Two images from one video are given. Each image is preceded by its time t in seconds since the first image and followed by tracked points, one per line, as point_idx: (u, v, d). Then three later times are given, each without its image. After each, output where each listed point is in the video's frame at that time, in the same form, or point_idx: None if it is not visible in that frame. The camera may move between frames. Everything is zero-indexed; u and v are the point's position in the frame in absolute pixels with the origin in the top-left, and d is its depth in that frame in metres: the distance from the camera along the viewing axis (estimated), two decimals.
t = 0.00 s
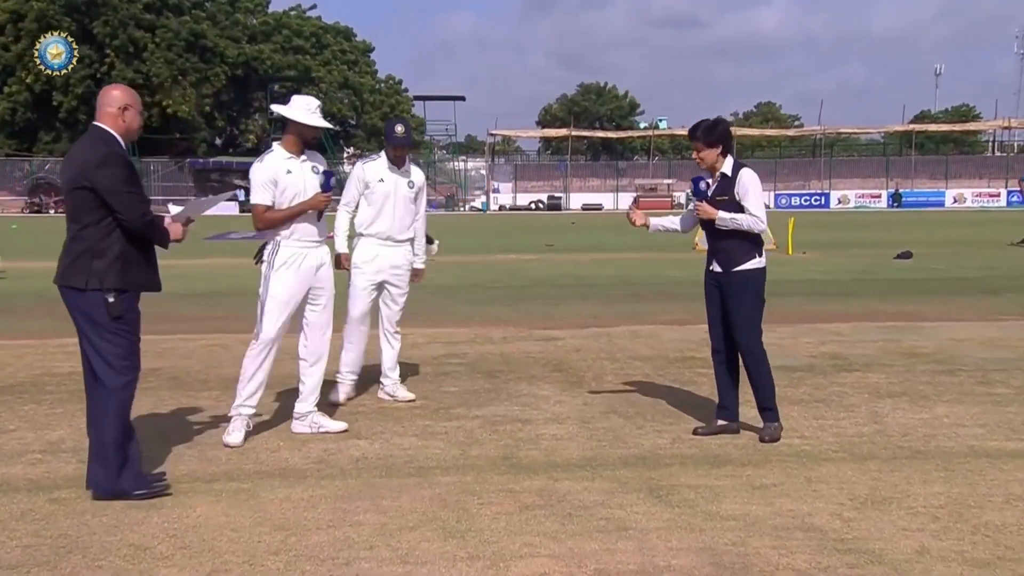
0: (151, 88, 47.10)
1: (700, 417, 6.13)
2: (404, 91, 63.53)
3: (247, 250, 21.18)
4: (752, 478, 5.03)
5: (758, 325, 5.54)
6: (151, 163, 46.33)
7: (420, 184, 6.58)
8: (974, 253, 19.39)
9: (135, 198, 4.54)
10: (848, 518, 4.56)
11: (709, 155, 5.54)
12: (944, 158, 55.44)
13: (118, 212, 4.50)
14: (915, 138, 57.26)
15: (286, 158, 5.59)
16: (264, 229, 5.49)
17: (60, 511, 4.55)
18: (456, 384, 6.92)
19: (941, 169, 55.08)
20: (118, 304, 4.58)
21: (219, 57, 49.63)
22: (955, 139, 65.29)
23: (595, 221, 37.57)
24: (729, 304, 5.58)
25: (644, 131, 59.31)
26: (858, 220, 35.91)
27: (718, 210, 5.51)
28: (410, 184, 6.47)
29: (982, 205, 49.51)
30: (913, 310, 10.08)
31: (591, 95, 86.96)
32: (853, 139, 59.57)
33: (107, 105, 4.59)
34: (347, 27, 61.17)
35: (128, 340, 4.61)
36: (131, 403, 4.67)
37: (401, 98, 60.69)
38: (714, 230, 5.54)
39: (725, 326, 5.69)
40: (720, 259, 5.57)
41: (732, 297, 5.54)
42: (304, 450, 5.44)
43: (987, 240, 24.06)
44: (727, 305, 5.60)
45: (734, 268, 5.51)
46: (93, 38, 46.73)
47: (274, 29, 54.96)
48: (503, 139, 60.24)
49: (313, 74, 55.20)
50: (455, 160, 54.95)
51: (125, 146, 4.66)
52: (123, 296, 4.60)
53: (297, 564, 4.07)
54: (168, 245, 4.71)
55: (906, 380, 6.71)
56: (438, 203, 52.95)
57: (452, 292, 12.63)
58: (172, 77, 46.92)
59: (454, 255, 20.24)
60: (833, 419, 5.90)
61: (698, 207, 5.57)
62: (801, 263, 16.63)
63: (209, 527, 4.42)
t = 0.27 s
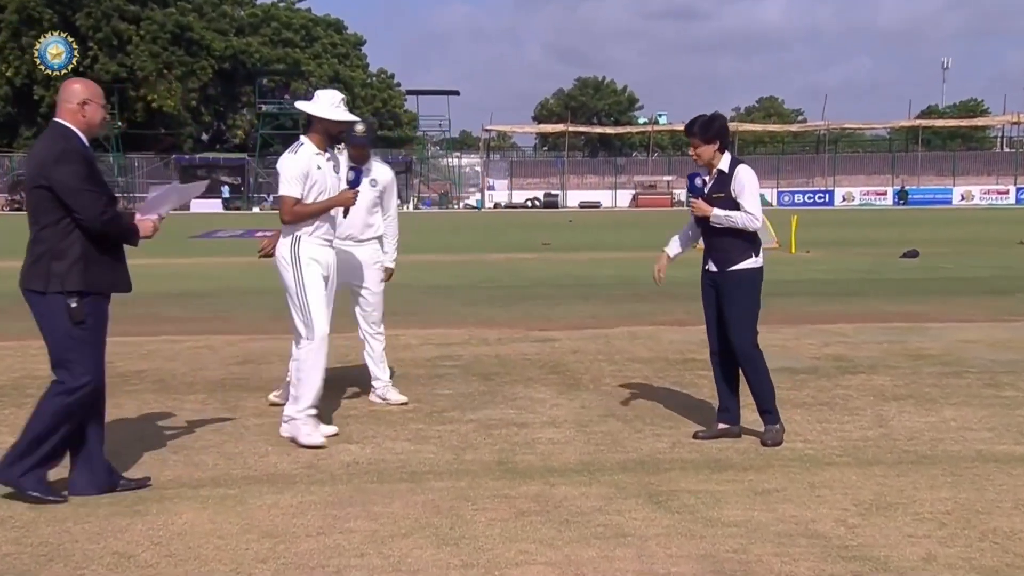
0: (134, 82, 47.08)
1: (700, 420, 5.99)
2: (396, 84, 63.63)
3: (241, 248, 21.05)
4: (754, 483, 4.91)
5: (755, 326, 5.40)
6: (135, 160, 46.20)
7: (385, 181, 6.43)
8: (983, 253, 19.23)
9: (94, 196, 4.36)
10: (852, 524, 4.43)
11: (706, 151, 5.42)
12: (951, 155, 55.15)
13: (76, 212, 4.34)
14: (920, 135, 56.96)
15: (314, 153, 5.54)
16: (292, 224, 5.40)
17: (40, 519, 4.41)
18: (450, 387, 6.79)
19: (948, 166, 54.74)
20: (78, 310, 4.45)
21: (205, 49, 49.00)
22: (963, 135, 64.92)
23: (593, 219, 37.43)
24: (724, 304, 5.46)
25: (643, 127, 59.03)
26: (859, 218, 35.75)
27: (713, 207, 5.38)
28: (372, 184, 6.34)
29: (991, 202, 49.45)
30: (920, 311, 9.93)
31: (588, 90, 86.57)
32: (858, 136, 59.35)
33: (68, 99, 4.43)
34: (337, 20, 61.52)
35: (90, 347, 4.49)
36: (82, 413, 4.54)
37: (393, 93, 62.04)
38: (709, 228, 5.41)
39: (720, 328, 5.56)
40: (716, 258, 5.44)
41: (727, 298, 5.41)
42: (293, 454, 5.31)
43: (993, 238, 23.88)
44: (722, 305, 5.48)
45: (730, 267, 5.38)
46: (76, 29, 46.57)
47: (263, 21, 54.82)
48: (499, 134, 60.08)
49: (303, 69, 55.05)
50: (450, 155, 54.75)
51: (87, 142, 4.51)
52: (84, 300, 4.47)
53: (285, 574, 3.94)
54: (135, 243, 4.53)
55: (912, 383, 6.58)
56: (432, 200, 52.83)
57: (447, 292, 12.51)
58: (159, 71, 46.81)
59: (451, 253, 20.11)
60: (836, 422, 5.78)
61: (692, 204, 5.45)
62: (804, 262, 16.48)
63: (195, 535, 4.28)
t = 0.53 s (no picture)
0: (115, 77, 47.35)
1: (694, 425, 5.88)
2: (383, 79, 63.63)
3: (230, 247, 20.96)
4: (750, 488, 4.80)
5: (747, 328, 5.28)
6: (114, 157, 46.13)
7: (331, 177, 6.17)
8: (988, 253, 19.12)
9: (39, 197, 4.20)
10: (850, 530, 4.32)
11: (705, 146, 5.31)
12: (953, 152, 55.02)
13: (18, 216, 4.18)
14: (921, 131, 56.83)
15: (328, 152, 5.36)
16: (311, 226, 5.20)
17: (13, 527, 4.28)
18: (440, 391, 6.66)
19: (950, 162, 54.76)
20: (15, 318, 4.25)
21: (187, 44, 48.98)
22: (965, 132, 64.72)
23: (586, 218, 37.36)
24: (716, 305, 5.34)
25: (637, 123, 58.96)
26: (855, 217, 35.71)
27: (709, 205, 5.26)
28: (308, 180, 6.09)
29: (993, 200, 49.25)
30: (923, 313, 9.82)
31: (581, 85, 86.40)
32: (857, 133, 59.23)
33: (16, 98, 4.29)
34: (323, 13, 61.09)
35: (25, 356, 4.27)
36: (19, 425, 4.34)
37: (382, 89, 61.62)
38: (703, 225, 5.29)
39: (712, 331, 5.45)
40: (708, 258, 5.33)
41: (719, 298, 5.29)
42: (278, 461, 5.19)
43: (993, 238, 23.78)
44: (715, 306, 5.36)
45: (722, 267, 5.27)
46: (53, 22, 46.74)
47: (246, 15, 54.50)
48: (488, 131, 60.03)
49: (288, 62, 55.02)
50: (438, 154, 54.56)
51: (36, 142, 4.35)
52: (24, 308, 4.28)
53: None
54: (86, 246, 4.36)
55: (913, 387, 6.47)
56: (420, 198, 52.74)
57: (439, 293, 12.40)
58: (138, 65, 46.96)
59: (444, 253, 20.02)
60: (835, 426, 5.67)
61: (687, 201, 5.33)
62: (802, 262, 16.39)
63: (176, 543, 4.16)
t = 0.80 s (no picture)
0: (78, 70, 47.02)
1: (685, 434, 5.70)
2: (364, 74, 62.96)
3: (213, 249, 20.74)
4: (743, 500, 4.62)
5: (739, 333, 5.10)
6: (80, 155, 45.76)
7: (271, 170, 5.97)
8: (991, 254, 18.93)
9: None
10: (847, 543, 4.14)
11: (701, 143, 5.13)
12: (955, 150, 54.83)
13: None
14: (919, 129, 56.59)
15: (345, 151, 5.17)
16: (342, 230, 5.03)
17: None
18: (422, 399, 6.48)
19: (951, 161, 54.55)
20: None
21: (157, 36, 48.29)
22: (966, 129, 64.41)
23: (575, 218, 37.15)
24: (707, 308, 5.16)
25: (627, 120, 58.61)
26: (847, 217, 35.54)
27: (704, 203, 5.08)
28: (250, 177, 5.94)
29: (995, 199, 49.24)
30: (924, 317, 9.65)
31: (568, 80, 85.76)
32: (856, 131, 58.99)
33: None
34: (298, 5, 60.11)
35: None
36: None
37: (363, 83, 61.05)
38: (697, 225, 5.11)
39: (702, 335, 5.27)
40: (698, 259, 5.15)
41: (710, 302, 5.11)
42: (251, 473, 4.99)
43: (991, 237, 23.61)
44: (705, 310, 5.18)
45: (712, 269, 5.09)
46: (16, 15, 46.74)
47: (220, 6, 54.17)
48: (473, 129, 59.74)
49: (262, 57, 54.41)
50: (420, 151, 54.09)
51: None
52: None
53: None
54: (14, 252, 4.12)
55: (912, 394, 6.30)
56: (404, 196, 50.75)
57: (425, 296, 12.21)
58: (104, 58, 46.64)
59: (431, 254, 19.82)
60: (831, 435, 5.50)
61: (681, 198, 5.15)
62: (797, 265, 16.21)
63: (143, 560, 3.96)
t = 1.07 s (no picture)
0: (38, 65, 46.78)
1: (671, 442, 5.53)
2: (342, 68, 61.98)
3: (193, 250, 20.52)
4: (734, 511, 4.46)
5: (726, 336, 4.94)
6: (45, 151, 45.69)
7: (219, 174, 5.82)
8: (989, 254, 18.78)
9: None
10: (841, 557, 3.98)
11: (685, 139, 4.95)
12: (952, 148, 54.70)
13: None
14: (914, 127, 56.44)
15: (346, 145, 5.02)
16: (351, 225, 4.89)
17: None
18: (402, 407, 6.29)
19: (949, 159, 54.42)
20: None
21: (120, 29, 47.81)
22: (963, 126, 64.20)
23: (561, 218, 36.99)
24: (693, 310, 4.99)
25: (613, 117, 58.31)
26: (837, 217, 35.42)
27: (690, 202, 4.91)
28: (195, 179, 5.76)
29: (994, 198, 49.33)
30: (921, 321, 9.50)
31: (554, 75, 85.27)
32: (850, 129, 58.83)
33: None
34: None
35: None
36: None
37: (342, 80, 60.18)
38: (684, 225, 4.94)
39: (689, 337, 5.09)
40: (684, 260, 4.98)
41: (697, 304, 4.94)
42: (221, 485, 4.81)
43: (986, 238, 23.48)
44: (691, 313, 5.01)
45: (700, 270, 4.91)
46: None
47: None
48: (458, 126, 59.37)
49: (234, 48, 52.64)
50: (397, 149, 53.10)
51: None
52: None
53: None
54: None
55: (908, 401, 6.14)
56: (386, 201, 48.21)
57: (408, 300, 12.03)
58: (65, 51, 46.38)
59: (415, 256, 19.62)
60: (824, 444, 5.34)
61: (668, 197, 4.98)
62: (789, 266, 16.07)
63: None
